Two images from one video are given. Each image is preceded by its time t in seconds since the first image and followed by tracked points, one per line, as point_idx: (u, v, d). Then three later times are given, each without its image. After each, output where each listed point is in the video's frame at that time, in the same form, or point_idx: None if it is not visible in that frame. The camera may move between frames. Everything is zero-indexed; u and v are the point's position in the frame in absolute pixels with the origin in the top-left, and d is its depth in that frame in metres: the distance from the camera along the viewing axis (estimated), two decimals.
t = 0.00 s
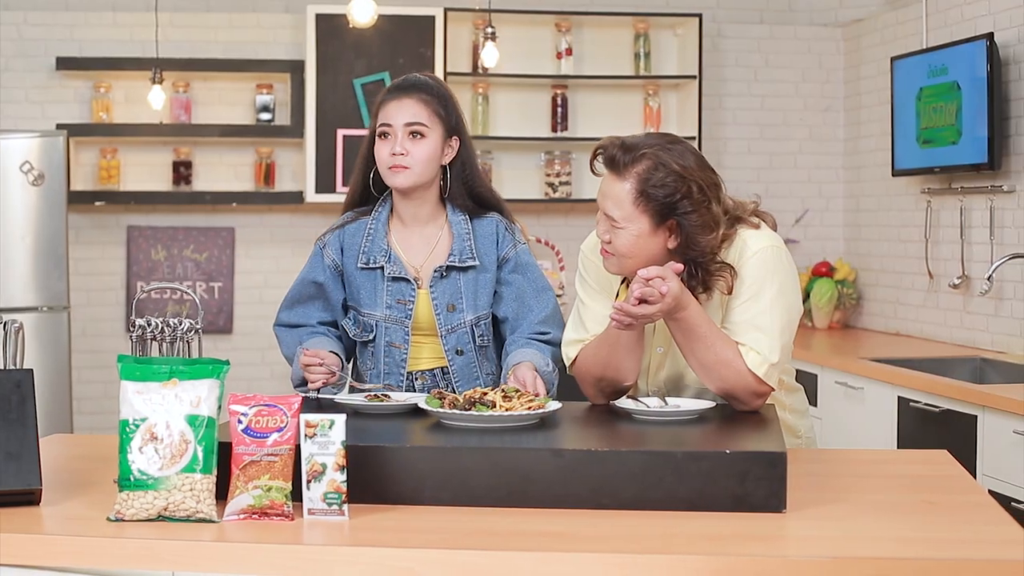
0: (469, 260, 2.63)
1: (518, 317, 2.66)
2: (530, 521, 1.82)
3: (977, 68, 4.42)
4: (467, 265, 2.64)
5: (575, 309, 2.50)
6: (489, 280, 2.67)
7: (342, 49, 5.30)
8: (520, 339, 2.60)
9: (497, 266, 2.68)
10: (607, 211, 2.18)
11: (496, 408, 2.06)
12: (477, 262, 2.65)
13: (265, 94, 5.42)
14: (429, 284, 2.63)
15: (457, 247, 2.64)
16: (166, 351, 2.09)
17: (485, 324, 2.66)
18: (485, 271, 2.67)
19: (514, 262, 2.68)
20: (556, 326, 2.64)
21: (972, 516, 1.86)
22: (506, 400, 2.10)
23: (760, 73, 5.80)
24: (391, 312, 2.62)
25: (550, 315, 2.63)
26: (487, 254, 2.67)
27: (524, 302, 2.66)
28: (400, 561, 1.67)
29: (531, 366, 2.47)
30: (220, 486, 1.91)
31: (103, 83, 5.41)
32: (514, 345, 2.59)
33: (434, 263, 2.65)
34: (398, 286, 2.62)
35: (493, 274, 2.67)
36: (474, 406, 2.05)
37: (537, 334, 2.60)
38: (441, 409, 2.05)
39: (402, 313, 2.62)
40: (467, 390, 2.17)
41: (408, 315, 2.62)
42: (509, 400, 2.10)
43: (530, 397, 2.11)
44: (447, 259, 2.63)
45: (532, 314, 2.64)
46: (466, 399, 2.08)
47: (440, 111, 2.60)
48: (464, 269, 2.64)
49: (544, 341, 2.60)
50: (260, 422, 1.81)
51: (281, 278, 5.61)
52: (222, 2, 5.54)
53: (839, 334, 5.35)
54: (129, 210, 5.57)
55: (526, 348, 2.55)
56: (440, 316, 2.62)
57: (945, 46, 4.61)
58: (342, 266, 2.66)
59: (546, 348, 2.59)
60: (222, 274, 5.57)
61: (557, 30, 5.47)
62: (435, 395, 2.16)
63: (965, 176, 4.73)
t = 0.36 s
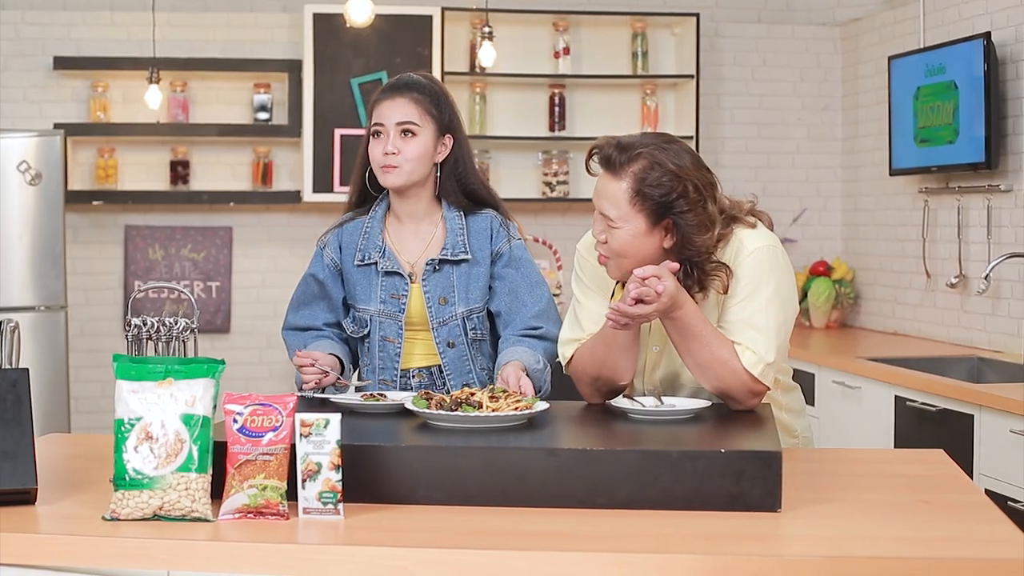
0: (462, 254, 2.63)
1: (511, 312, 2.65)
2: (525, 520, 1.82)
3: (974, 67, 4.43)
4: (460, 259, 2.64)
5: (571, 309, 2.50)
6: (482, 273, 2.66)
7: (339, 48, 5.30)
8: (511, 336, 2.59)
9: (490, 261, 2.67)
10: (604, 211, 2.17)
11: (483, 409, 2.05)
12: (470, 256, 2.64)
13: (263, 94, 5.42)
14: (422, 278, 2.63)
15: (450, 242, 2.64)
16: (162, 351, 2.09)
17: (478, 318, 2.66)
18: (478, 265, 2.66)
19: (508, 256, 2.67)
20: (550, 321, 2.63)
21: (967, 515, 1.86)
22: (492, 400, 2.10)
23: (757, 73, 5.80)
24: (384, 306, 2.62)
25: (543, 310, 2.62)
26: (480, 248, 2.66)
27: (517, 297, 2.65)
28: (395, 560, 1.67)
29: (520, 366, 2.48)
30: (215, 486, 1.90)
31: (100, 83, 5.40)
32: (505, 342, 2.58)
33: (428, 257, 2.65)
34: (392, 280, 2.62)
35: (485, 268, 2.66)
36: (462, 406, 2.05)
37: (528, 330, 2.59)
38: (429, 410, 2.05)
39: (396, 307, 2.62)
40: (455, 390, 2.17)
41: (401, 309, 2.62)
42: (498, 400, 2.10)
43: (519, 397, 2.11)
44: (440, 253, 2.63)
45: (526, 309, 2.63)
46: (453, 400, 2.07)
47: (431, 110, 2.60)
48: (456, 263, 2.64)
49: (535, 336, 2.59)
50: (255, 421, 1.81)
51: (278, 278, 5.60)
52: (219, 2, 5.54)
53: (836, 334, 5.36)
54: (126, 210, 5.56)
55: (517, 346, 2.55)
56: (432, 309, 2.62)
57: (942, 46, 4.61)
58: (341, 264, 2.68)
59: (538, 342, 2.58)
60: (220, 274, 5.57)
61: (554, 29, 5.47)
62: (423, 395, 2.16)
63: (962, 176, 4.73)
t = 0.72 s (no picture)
0: (463, 254, 2.63)
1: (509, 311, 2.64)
2: (524, 520, 1.82)
3: (973, 67, 4.43)
4: (461, 258, 2.63)
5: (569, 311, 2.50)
6: (482, 273, 2.65)
7: (338, 48, 5.30)
8: (508, 336, 2.59)
9: (491, 261, 2.67)
10: (613, 213, 2.15)
11: (480, 409, 2.06)
12: (471, 256, 2.64)
13: (262, 93, 5.42)
14: (423, 276, 2.63)
15: (451, 241, 2.64)
16: (160, 351, 2.09)
17: (477, 317, 2.65)
18: (479, 264, 2.66)
19: (509, 257, 2.67)
20: (550, 322, 2.63)
21: (965, 515, 1.86)
22: (490, 400, 2.10)
23: (756, 73, 5.80)
24: (386, 304, 2.63)
25: (544, 310, 2.63)
26: (481, 248, 2.66)
27: (517, 297, 2.64)
28: (394, 560, 1.67)
29: (517, 365, 2.48)
30: (213, 486, 1.90)
31: (99, 83, 5.40)
32: (503, 342, 2.58)
33: (430, 255, 2.65)
34: (394, 278, 2.63)
35: (485, 268, 2.66)
36: (459, 406, 2.05)
37: (527, 330, 2.59)
38: (427, 410, 2.05)
39: (397, 305, 2.62)
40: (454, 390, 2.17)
41: (402, 307, 2.62)
42: (495, 400, 2.10)
43: (516, 397, 2.11)
44: (443, 251, 2.63)
45: (525, 309, 2.63)
46: (451, 400, 2.08)
47: (437, 107, 2.62)
48: (458, 262, 2.64)
49: (534, 335, 2.59)
50: (253, 421, 1.81)
51: (278, 277, 5.60)
52: (219, 2, 5.54)
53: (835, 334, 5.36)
54: (126, 210, 5.57)
55: (515, 346, 2.55)
56: (433, 307, 2.62)
57: (941, 46, 4.61)
58: (342, 261, 2.67)
59: (538, 341, 2.59)
60: (219, 274, 5.57)
61: (553, 29, 5.47)
62: (420, 395, 2.15)
63: (962, 176, 4.73)
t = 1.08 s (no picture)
0: (463, 258, 2.63)
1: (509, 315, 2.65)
2: (524, 520, 1.82)
3: (973, 67, 4.43)
4: (461, 263, 2.64)
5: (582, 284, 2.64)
6: (482, 277, 2.66)
7: (338, 48, 5.30)
8: (510, 338, 2.61)
9: (491, 266, 2.67)
10: (634, 191, 2.13)
11: (480, 409, 2.05)
12: (471, 260, 2.65)
13: (262, 94, 5.42)
14: (423, 281, 2.63)
15: (451, 245, 2.64)
16: (161, 351, 2.09)
17: (477, 322, 2.65)
18: (479, 269, 2.66)
19: (509, 261, 2.67)
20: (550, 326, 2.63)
21: (966, 515, 1.86)
22: (491, 400, 2.10)
23: (756, 73, 5.80)
24: (386, 308, 2.63)
25: (545, 314, 2.63)
26: (482, 253, 2.67)
27: (517, 301, 2.64)
28: (394, 560, 1.67)
29: (517, 365, 2.50)
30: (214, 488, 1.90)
31: (99, 83, 5.40)
32: (503, 344, 2.60)
33: (430, 259, 2.65)
34: (395, 282, 2.63)
35: (485, 272, 2.66)
36: (460, 406, 2.05)
37: (527, 333, 2.61)
38: (427, 410, 2.05)
39: (397, 309, 2.62)
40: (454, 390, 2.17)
41: (403, 311, 2.62)
42: (495, 401, 2.10)
43: (516, 397, 2.11)
44: (443, 256, 2.63)
45: (525, 314, 2.63)
46: (452, 400, 2.08)
47: (443, 108, 2.63)
48: (458, 266, 2.64)
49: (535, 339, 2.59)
50: (254, 421, 1.81)
51: (278, 277, 5.60)
52: (219, 2, 5.54)
53: (835, 334, 5.36)
54: (125, 210, 5.57)
55: (515, 347, 2.56)
56: (432, 312, 2.62)
57: (941, 46, 4.61)
58: (344, 262, 2.68)
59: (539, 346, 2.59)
60: (219, 274, 5.57)
61: (553, 30, 5.48)
62: (420, 395, 2.16)
63: (962, 176, 4.73)
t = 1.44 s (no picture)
0: (466, 258, 2.63)
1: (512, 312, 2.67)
2: (529, 520, 1.82)
3: (975, 67, 4.43)
4: (464, 263, 2.64)
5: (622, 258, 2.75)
6: (487, 278, 2.66)
7: (340, 48, 5.30)
8: (514, 333, 2.63)
9: (495, 265, 2.68)
10: (668, 161, 2.20)
11: (486, 409, 2.05)
12: (474, 260, 2.65)
13: (265, 93, 5.41)
14: (428, 282, 2.63)
15: (454, 245, 2.64)
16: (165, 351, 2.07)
17: (482, 322, 2.66)
18: (483, 268, 2.66)
19: (514, 259, 2.68)
20: (553, 323, 2.66)
21: (972, 515, 1.86)
22: (496, 400, 2.09)
23: (758, 72, 5.79)
24: (392, 310, 2.62)
25: (548, 312, 2.66)
26: (485, 252, 2.67)
27: (521, 300, 2.67)
28: (399, 560, 1.67)
29: (517, 356, 2.50)
30: (219, 487, 1.90)
31: (101, 82, 5.40)
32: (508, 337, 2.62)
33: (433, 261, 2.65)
34: (400, 284, 2.62)
35: (490, 271, 2.67)
36: (465, 406, 2.05)
37: (531, 330, 2.63)
38: (432, 410, 2.05)
39: (404, 311, 2.62)
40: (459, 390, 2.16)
41: (409, 313, 2.62)
42: (500, 400, 2.10)
43: (522, 396, 2.11)
44: (447, 256, 2.63)
45: (529, 312, 2.67)
46: (457, 400, 2.08)
47: (444, 108, 2.63)
48: (462, 266, 2.64)
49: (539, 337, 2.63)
50: (259, 421, 1.81)
51: (279, 277, 5.60)
52: (220, 2, 5.54)
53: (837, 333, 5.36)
54: (127, 209, 5.56)
55: (517, 341, 2.57)
56: (437, 314, 2.62)
57: (943, 46, 4.61)
58: (347, 263, 2.65)
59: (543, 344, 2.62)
60: (221, 273, 5.57)
61: (555, 29, 5.48)
62: (425, 394, 2.15)
63: (964, 175, 4.73)
